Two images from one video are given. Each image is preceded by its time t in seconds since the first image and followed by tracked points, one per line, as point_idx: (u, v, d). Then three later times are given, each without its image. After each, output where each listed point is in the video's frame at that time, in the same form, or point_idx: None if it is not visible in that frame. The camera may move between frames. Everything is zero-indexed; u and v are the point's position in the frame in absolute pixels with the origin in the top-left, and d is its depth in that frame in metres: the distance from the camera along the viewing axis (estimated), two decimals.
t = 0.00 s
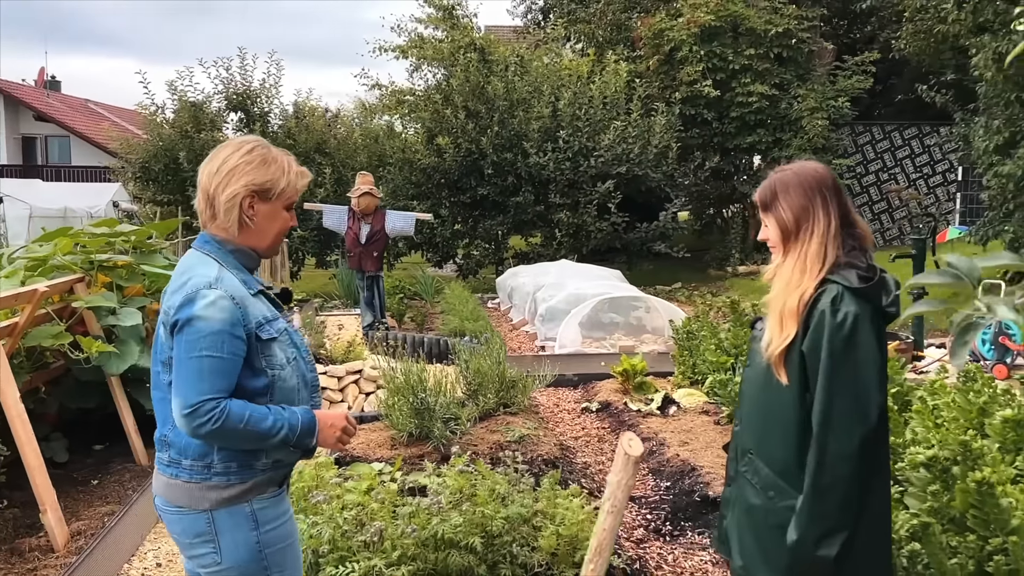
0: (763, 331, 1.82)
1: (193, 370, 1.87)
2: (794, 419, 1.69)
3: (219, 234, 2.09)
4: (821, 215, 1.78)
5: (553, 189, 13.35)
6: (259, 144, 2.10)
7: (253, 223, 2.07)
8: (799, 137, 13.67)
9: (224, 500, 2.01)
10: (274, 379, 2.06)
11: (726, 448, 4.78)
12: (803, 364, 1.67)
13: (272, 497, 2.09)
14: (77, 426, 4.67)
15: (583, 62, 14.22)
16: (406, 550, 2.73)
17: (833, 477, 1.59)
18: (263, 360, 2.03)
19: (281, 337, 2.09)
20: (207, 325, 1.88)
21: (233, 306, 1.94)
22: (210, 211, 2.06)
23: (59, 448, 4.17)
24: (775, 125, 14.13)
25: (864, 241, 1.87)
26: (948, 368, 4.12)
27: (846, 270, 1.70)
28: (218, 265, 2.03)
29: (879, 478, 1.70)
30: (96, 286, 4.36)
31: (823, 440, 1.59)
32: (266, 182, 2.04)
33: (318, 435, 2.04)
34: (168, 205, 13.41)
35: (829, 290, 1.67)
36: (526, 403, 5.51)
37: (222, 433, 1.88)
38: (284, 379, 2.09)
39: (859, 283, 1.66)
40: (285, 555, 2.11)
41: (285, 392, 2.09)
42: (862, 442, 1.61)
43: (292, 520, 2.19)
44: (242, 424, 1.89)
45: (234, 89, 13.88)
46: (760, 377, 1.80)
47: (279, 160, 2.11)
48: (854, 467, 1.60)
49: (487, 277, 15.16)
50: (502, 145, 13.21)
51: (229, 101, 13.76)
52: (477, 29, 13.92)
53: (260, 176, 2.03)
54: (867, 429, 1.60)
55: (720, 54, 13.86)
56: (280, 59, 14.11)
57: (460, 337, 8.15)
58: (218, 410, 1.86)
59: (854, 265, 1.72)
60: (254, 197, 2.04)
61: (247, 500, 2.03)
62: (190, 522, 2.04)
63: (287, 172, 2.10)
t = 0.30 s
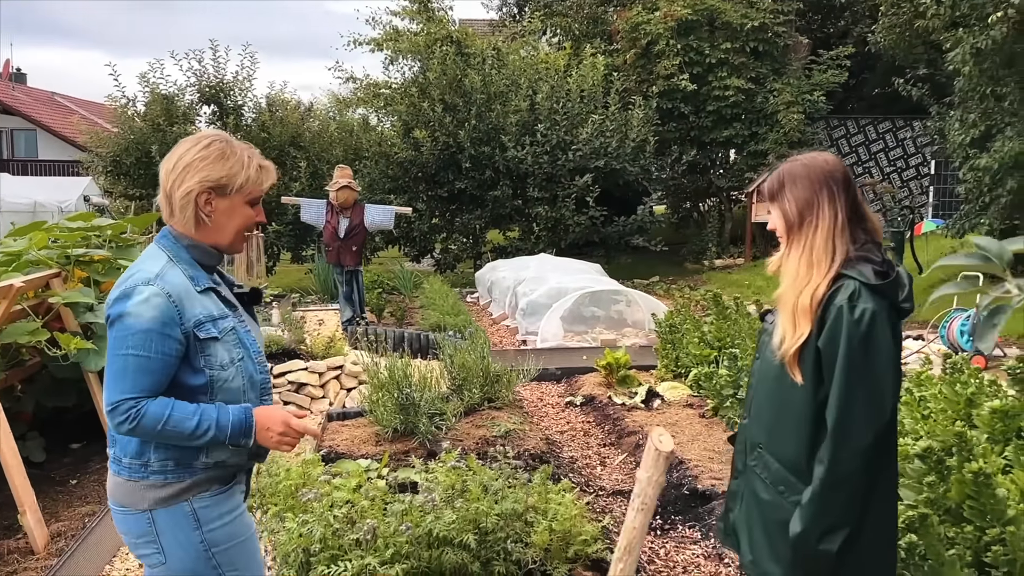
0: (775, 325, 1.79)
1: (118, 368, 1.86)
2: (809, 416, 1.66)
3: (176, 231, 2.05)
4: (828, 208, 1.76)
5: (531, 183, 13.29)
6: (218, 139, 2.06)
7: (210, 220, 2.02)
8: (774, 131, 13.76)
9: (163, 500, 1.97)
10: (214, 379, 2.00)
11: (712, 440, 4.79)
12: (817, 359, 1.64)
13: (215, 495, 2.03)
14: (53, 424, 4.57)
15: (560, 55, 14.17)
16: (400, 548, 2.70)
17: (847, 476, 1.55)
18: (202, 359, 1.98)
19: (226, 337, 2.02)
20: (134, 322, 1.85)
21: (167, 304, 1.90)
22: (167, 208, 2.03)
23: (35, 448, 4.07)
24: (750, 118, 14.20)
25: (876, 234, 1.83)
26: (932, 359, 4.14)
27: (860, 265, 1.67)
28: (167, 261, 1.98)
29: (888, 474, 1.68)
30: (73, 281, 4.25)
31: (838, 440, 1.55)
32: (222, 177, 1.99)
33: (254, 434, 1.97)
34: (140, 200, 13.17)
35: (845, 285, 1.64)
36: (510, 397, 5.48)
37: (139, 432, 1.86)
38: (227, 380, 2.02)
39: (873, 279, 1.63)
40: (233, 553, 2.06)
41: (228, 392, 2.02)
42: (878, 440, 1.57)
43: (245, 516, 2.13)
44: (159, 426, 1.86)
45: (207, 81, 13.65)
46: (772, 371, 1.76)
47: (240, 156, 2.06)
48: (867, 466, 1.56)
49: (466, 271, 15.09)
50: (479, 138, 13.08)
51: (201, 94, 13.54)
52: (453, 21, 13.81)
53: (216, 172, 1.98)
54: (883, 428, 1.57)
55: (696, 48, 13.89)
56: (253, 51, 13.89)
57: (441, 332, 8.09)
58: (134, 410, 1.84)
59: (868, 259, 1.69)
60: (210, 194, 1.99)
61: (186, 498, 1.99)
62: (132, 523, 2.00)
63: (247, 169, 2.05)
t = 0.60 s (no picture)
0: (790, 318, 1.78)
1: (78, 352, 1.81)
2: (829, 412, 1.66)
3: (154, 216, 1.99)
4: (843, 197, 1.75)
5: (515, 175, 13.20)
6: (202, 125, 2.01)
7: (189, 208, 1.96)
8: (758, 124, 13.78)
9: (120, 494, 1.92)
10: (178, 368, 1.93)
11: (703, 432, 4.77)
12: (837, 352, 1.64)
13: (176, 489, 1.96)
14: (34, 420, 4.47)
15: (544, 47, 14.09)
16: (397, 544, 2.66)
17: (869, 472, 1.55)
18: (165, 348, 1.91)
19: (192, 326, 1.95)
20: (94, 305, 1.81)
21: (130, 288, 1.85)
22: (146, 193, 1.97)
23: (17, 444, 3.98)
24: (735, 111, 14.22)
25: (891, 223, 1.83)
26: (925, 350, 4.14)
27: (879, 256, 1.67)
28: (137, 246, 1.93)
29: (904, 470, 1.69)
30: (55, 274, 4.16)
31: (862, 436, 1.55)
32: (203, 165, 1.93)
33: (223, 413, 1.93)
34: (118, 192, 12.95)
35: (866, 277, 1.64)
36: (500, 391, 5.44)
37: (96, 419, 1.80)
38: (191, 370, 1.95)
39: (894, 271, 1.63)
40: (196, 549, 1.99)
41: (191, 381, 1.96)
42: (899, 435, 1.58)
43: (212, 511, 2.05)
44: (120, 410, 1.81)
45: (187, 72, 13.44)
46: (788, 366, 1.76)
47: (223, 143, 2.00)
48: (889, 462, 1.57)
49: (450, 265, 14.99)
50: (464, 131, 12.98)
51: (180, 85, 13.33)
52: (436, 13, 13.70)
53: (198, 159, 1.93)
54: (905, 423, 1.57)
55: (680, 40, 13.88)
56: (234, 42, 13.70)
57: (427, 325, 8.02)
58: (91, 395, 1.79)
59: (888, 250, 1.69)
60: (191, 180, 1.94)
61: (144, 492, 1.93)
62: (93, 517, 1.96)
63: (230, 157, 1.99)
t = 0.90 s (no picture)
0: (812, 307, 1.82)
1: (60, 344, 1.73)
2: (856, 401, 1.71)
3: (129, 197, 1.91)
4: (866, 180, 1.79)
5: (503, 165, 13.10)
6: (180, 104, 1.90)
7: (159, 190, 1.86)
8: (746, 114, 13.75)
9: (107, 494, 1.85)
10: (167, 359, 1.86)
11: (700, 422, 4.75)
12: (863, 343, 1.69)
13: (165, 494, 1.90)
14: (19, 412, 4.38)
15: (531, 36, 13.97)
16: (400, 537, 2.62)
17: (899, 460, 1.61)
18: (154, 338, 1.84)
19: (182, 314, 1.88)
20: (79, 295, 1.72)
21: (116, 276, 1.77)
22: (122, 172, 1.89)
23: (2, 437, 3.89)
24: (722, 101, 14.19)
25: (909, 207, 1.89)
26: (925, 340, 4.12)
27: (903, 243, 1.72)
28: (118, 233, 1.84)
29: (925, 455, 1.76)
30: (41, 264, 4.07)
31: (893, 425, 1.60)
32: (174, 145, 1.82)
33: (212, 411, 1.88)
34: (99, 181, 12.74)
35: (892, 264, 1.68)
36: (493, 381, 5.40)
37: (83, 415, 1.73)
38: (182, 360, 1.89)
39: (920, 257, 1.69)
40: (179, 559, 1.92)
41: (181, 373, 1.89)
42: (927, 423, 1.64)
43: (202, 519, 1.99)
44: (109, 406, 1.74)
45: (169, 60, 13.23)
46: (811, 355, 1.80)
47: (202, 127, 1.88)
48: (917, 450, 1.63)
49: (437, 256, 14.88)
50: (451, 120, 12.86)
51: (163, 74, 13.12)
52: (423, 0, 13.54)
53: (171, 139, 1.82)
54: (932, 409, 1.63)
55: (668, 29, 13.80)
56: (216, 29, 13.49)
57: (417, 316, 7.95)
58: (78, 390, 1.71)
59: (912, 236, 1.74)
60: (161, 161, 1.83)
61: (132, 494, 1.86)
62: (76, 518, 1.89)
63: (206, 141, 1.87)
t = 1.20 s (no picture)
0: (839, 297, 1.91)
1: (43, 335, 1.61)
2: (884, 390, 1.80)
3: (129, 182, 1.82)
4: (891, 168, 1.90)
5: (495, 155, 13.01)
6: (182, 87, 1.81)
7: (162, 174, 1.78)
8: (738, 104, 13.70)
9: (89, 496, 1.75)
10: (157, 356, 1.74)
11: (700, 413, 4.74)
12: (893, 335, 1.77)
13: (150, 501, 1.79)
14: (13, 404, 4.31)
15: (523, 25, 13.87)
16: (408, 530, 2.59)
17: (930, 450, 1.69)
18: (145, 334, 1.72)
19: (175, 309, 1.76)
20: (65, 284, 1.60)
21: (106, 265, 1.66)
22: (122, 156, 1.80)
23: None
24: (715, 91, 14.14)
25: (932, 196, 1.99)
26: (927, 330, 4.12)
27: (931, 232, 1.81)
28: (112, 220, 1.74)
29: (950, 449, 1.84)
30: (35, 252, 4.02)
31: (925, 415, 1.68)
32: (179, 128, 1.75)
33: (200, 422, 1.75)
34: (87, 169, 12.56)
35: (923, 254, 1.77)
36: (492, 372, 5.38)
37: (64, 414, 1.61)
38: (175, 358, 1.76)
39: (948, 247, 1.78)
40: (159, 569, 1.82)
41: (172, 372, 1.77)
42: (955, 415, 1.72)
43: (189, 527, 1.89)
44: (92, 407, 1.62)
45: (157, 47, 13.05)
46: (839, 346, 1.89)
47: (206, 108, 1.81)
48: (948, 440, 1.71)
49: (429, 245, 14.81)
50: (443, 109, 12.76)
51: (151, 62, 12.95)
52: None
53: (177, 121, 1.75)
54: (961, 400, 1.72)
55: (661, 19, 13.71)
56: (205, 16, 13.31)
57: (412, 307, 7.90)
58: (60, 386, 1.59)
59: (939, 225, 1.83)
60: (165, 144, 1.75)
61: (115, 498, 1.76)
62: (56, 518, 1.80)
63: (211, 124, 1.80)
